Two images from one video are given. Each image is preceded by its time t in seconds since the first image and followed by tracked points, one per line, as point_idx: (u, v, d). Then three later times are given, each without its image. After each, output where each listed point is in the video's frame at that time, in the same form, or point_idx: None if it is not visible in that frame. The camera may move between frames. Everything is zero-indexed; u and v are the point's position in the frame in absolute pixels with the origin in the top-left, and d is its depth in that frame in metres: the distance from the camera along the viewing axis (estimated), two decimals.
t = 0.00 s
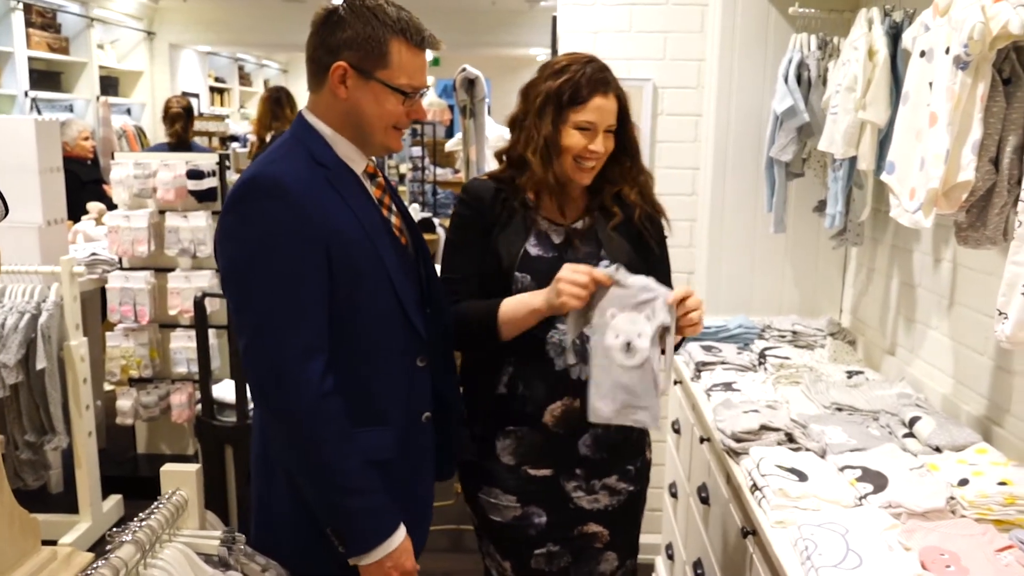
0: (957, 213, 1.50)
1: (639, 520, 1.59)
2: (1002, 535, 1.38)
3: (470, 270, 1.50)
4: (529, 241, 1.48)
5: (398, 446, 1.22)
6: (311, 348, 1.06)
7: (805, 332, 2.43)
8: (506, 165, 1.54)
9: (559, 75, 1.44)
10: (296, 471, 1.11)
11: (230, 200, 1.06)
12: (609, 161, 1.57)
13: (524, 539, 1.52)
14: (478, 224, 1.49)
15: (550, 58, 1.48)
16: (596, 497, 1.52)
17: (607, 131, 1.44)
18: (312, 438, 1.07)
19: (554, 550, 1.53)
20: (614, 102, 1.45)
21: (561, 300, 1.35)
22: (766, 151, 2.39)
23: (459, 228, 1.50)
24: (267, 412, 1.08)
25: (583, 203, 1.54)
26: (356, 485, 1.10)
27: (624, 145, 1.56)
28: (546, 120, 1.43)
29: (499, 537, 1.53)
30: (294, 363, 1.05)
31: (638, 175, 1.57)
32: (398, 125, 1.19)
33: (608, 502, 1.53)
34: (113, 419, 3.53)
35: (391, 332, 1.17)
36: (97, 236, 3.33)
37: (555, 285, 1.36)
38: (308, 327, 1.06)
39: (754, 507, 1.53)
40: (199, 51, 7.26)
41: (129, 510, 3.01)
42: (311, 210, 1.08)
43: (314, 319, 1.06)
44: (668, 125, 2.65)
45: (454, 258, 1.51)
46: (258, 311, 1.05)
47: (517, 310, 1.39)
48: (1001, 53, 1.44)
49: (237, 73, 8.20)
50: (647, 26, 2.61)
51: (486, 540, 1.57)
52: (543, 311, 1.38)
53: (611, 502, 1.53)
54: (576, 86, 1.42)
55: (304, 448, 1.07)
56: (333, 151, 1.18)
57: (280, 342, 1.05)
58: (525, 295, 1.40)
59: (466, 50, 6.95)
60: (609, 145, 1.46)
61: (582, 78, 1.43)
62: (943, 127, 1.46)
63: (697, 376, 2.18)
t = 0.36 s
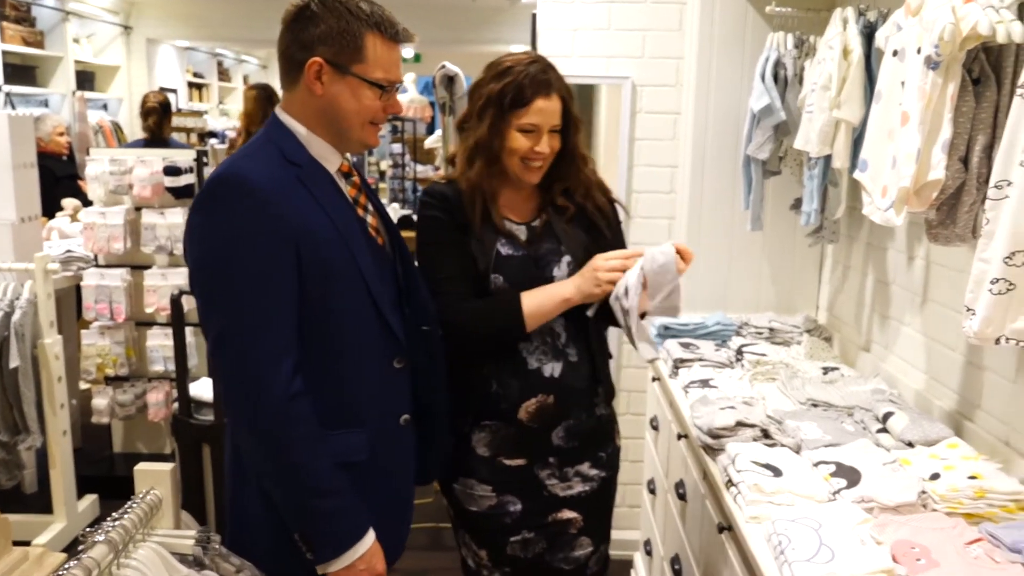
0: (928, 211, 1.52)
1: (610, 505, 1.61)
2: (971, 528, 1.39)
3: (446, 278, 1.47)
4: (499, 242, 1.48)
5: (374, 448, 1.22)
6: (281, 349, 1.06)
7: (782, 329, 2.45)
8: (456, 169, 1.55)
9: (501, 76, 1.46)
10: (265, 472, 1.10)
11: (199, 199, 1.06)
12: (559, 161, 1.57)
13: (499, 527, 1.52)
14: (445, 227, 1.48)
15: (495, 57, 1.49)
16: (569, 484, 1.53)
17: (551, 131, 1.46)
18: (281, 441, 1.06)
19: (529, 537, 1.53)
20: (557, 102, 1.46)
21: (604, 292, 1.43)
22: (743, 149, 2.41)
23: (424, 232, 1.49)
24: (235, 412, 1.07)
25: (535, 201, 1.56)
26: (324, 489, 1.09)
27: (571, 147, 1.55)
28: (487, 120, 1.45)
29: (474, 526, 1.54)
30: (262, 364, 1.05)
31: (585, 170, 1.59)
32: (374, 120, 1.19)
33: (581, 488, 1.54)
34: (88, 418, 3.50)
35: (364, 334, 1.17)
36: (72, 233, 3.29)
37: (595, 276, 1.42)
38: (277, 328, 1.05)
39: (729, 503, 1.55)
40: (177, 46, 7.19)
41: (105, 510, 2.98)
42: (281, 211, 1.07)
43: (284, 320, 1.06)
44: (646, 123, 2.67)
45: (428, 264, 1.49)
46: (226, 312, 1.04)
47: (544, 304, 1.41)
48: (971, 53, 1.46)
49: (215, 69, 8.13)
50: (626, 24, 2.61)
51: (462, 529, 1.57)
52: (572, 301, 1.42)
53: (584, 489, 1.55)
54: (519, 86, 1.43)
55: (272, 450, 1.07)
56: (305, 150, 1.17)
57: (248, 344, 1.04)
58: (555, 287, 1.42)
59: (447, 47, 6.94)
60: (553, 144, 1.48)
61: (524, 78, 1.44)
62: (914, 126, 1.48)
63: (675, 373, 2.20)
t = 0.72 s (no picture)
0: (883, 210, 1.55)
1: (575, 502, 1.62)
2: (926, 522, 1.42)
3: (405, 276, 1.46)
4: (458, 238, 1.49)
5: (332, 452, 1.21)
6: (233, 354, 1.04)
7: (745, 327, 2.49)
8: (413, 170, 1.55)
9: (460, 81, 1.46)
10: (215, 479, 1.09)
11: (150, 200, 1.04)
12: (512, 165, 1.57)
13: (464, 523, 1.52)
14: (406, 224, 1.48)
15: (456, 62, 1.50)
16: (535, 479, 1.53)
17: (505, 138, 1.47)
18: (232, 447, 1.05)
19: (495, 533, 1.54)
20: (513, 110, 1.48)
21: (538, 277, 1.37)
22: (706, 149, 2.43)
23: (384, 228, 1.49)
24: (186, 418, 1.06)
25: (496, 202, 1.56)
26: (277, 496, 1.09)
27: (526, 155, 1.56)
28: (445, 124, 1.46)
29: (439, 523, 1.53)
30: (215, 369, 1.03)
31: (547, 177, 1.60)
32: (336, 121, 1.19)
33: (547, 483, 1.55)
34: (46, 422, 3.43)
35: (321, 337, 1.16)
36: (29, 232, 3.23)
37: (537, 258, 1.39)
38: (229, 332, 1.04)
39: (691, 498, 1.56)
40: (139, 43, 7.07)
41: (64, 516, 2.93)
42: (234, 213, 1.06)
43: (237, 324, 1.05)
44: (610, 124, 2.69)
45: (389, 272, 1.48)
46: (177, 316, 1.03)
47: (478, 275, 1.39)
48: (925, 55, 1.49)
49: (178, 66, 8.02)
50: (591, 24, 2.63)
51: (427, 527, 1.57)
52: (507, 276, 1.39)
53: (549, 484, 1.55)
54: (477, 92, 1.45)
55: (223, 457, 1.05)
56: (261, 150, 1.16)
57: (199, 348, 1.03)
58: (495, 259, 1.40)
59: (415, 47, 6.92)
60: (508, 150, 1.49)
61: (483, 84, 1.45)
62: (869, 127, 1.51)
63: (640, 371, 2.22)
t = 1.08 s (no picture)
0: (856, 208, 1.57)
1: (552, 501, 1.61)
2: (901, 516, 1.44)
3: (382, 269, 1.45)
4: (439, 238, 1.49)
5: (308, 455, 1.21)
6: (206, 357, 1.04)
7: (723, 325, 2.50)
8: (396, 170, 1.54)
9: (445, 84, 1.46)
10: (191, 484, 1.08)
11: (119, 203, 1.03)
12: (493, 166, 1.57)
13: (437, 519, 1.53)
14: (389, 222, 1.48)
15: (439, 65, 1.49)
16: (507, 477, 1.53)
17: (487, 139, 1.47)
18: (208, 451, 1.05)
19: (467, 530, 1.55)
20: (496, 114, 1.48)
21: (516, 274, 1.35)
22: (683, 149, 2.45)
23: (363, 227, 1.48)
24: (160, 424, 1.05)
25: (477, 203, 1.56)
26: (255, 499, 1.08)
27: (508, 157, 1.56)
28: (428, 126, 1.46)
29: (412, 520, 1.55)
30: (188, 373, 1.03)
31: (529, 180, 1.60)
32: (307, 121, 1.19)
33: (519, 482, 1.54)
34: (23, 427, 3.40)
35: (295, 339, 1.16)
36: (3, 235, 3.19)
37: (511, 253, 1.36)
38: (203, 335, 1.04)
39: (671, 497, 1.57)
40: (114, 44, 7.00)
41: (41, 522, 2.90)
42: (205, 215, 1.06)
43: (210, 327, 1.04)
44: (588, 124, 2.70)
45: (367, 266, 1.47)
46: (148, 320, 1.02)
47: (454, 274, 1.38)
48: (895, 55, 1.51)
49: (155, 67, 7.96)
50: (568, 25, 2.64)
51: (401, 525, 1.59)
52: (486, 275, 1.38)
53: (522, 482, 1.55)
54: (460, 95, 1.44)
55: (200, 461, 1.05)
56: (231, 152, 1.16)
57: (172, 352, 1.02)
58: (469, 257, 1.38)
59: (396, 47, 6.91)
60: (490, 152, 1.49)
61: (467, 87, 1.45)
62: (842, 126, 1.52)
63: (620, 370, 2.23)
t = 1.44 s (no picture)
0: (855, 204, 1.57)
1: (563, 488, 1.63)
2: (902, 513, 1.43)
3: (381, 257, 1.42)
4: (444, 233, 1.49)
5: (306, 456, 1.21)
6: (202, 358, 1.04)
7: (723, 322, 2.50)
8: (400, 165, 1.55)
9: (445, 78, 1.46)
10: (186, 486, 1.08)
11: (114, 203, 1.03)
12: (495, 163, 1.56)
13: (454, 515, 1.53)
14: (392, 215, 1.47)
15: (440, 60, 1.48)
16: (521, 470, 1.54)
17: (489, 132, 1.47)
18: (204, 452, 1.04)
19: (485, 524, 1.54)
20: (497, 107, 1.47)
21: (511, 260, 1.30)
22: (681, 146, 2.44)
23: (366, 222, 1.47)
24: (155, 424, 1.05)
25: (479, 199, 1.57)
26: (250, 501, 1.08)
27: (508, 153, 1.55)
28: (430, 119, 1.46)
29: (426, 521, 1.54)
30: (183, 373, 1.03)
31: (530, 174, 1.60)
32: (304, 122, 1.19)
33: (533, 473, 1.55)
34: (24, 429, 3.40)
35: (292, 339, 1.16)
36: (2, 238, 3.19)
37: (509, 238, 1.31)
38: (197, 336, 1.04)
39: (671, 494, 1.57)
40: (112, 46, 7.00)
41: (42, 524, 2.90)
42: (201, 215, 1.06)
43: (205, 327, 1.04)
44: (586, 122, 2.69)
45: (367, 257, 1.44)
46: (143, 320, 1.02)
47: (451, 259, 1.34)
48: (892, 51, 1.51)
49: (153, 69, 7.97)
50: (564, 23, 2.63)
51: (411, 526, 1.57)
52: (482, 260, 1.33)
53: (535, 474, 1.55)
54: (461, 88, 1.44)
55: (195, 462, 1.05)
56: (228, 152, 1.16)
57: (168, 352, 1.02)
58: (467, 242, 1.34)
59: (393, 48, 6.92)
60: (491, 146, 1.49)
61: (467, 81, 1.44)
62: (840, 122, 1.52)
63: (619, 369, 2.23)
